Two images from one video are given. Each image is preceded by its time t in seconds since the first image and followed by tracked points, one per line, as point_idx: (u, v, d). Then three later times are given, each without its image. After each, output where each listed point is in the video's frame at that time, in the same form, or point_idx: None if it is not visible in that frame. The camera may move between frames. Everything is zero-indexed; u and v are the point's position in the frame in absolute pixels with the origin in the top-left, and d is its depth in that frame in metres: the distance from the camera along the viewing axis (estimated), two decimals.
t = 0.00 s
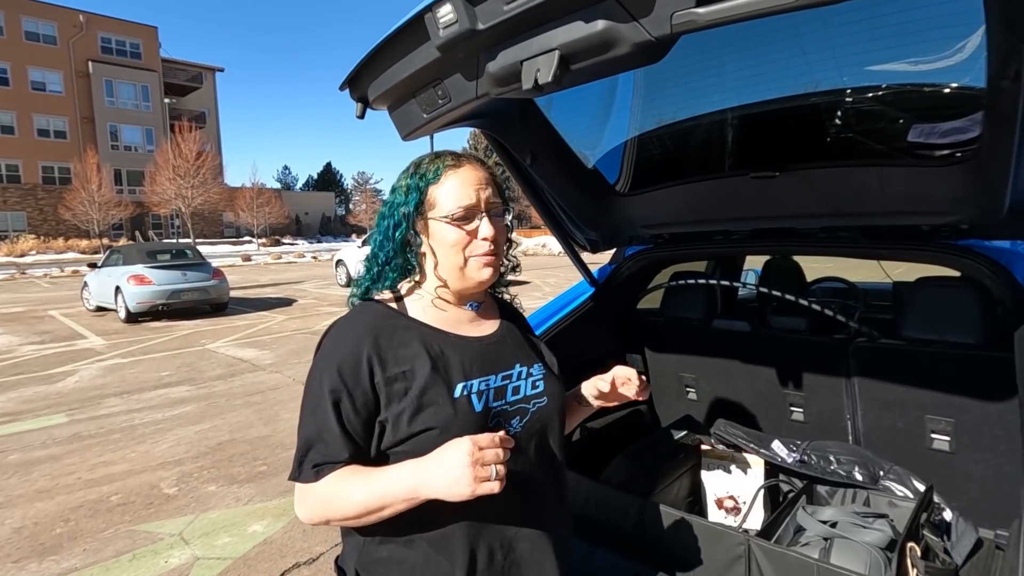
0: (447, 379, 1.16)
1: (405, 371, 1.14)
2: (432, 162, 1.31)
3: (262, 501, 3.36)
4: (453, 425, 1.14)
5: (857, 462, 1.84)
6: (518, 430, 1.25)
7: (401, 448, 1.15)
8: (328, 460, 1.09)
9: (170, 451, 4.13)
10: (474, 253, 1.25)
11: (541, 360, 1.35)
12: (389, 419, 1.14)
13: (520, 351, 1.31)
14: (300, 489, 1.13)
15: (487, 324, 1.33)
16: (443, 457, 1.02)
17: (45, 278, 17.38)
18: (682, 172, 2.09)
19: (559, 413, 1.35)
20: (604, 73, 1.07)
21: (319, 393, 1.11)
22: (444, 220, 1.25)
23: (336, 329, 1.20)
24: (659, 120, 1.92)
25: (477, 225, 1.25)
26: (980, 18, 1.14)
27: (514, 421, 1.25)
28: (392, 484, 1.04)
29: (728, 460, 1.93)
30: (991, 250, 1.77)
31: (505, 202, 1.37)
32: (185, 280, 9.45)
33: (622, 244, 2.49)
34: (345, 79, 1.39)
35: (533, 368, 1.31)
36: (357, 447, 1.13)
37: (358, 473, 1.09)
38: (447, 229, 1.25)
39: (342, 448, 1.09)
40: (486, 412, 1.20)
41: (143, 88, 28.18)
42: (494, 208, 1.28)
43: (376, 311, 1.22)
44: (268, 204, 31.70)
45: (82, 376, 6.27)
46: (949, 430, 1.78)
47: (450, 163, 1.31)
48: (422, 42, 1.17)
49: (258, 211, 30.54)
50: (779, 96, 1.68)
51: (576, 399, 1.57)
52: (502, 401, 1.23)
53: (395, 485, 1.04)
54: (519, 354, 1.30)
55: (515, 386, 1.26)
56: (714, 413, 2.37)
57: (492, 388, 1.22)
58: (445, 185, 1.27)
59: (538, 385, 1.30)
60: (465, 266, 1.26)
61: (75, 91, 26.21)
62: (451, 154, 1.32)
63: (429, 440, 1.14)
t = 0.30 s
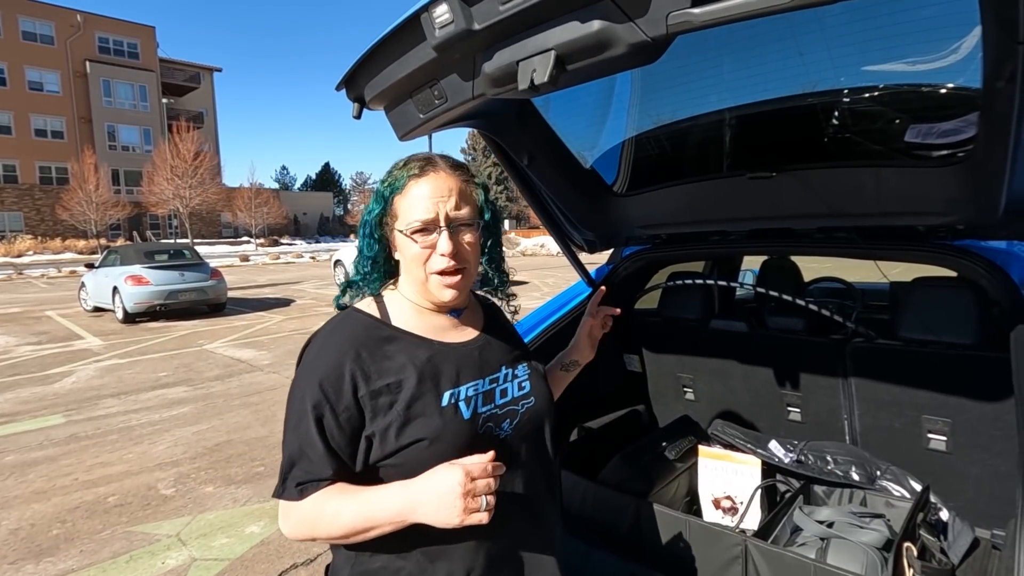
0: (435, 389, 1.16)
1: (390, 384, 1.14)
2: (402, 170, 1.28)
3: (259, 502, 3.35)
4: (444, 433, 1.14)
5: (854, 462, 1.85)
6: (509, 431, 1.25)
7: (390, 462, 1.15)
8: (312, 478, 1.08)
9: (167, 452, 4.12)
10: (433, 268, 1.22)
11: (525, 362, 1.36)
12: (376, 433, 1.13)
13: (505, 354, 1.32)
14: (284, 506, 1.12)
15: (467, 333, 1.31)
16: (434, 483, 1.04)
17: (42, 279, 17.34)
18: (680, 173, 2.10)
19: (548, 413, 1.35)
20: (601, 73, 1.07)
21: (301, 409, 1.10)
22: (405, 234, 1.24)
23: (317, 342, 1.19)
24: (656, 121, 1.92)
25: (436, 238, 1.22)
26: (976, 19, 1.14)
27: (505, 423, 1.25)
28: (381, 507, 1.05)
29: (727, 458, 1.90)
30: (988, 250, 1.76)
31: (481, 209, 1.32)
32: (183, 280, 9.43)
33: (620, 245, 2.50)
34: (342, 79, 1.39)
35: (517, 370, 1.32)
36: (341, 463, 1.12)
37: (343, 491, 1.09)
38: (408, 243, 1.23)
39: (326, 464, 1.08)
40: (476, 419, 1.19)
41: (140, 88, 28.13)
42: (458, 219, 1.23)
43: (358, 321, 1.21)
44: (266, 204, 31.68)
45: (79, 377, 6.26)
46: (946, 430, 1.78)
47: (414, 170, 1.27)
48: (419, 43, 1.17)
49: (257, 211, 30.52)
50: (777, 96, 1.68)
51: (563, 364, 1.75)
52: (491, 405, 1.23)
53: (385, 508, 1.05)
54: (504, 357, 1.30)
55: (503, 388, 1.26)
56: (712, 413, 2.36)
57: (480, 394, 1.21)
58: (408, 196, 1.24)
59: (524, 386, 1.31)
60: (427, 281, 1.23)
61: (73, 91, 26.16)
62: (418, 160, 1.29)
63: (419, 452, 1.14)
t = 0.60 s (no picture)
0: (402, 401, 1.14)
1: (357, 394, 1.13)
2: (370, 169, 1.27)
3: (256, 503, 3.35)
4: (408, 446, 1.13)
5: (851, 462, 1.85)
6: (483, 443, 1.22)
7: (355, 472, 1.14)
8: (273, 485, 1.09)
9: (164, 453, 4.12)
10: (404, 270, 1.20)
11: (511, 369, 1.33)
12: (341, 443, 1.13)
13: (489, 361, 1.30)
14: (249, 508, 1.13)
15: (446, 335, 1.30)
16: (389, 518, 1.01)
17: (39, 279, 17.30)
18: (677, 173, 2.10)
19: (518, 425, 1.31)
20: (596, 72, 1.07)
21: (268, 414, 1.10)
22: (374, 237, 1.22)
23: (291, 347, 1.19)
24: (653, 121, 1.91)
25: (405, 240, 1.20)
26: (972, 19, 1.14)
27: (480, 436, 1.22)
28: (337, 530, 1.03)
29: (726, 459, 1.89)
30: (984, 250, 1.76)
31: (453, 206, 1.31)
32: (180, 280, 9.41)
33: (617, 245, 2.50)
34: (338, 79, 1.39)
35: (501, 379, 1.29)
36: (305, 471, 1.12)
37: (306, 503, 1.09)
38: (377, 246, 1.22)
39: (289, 472, 1.09)
40: (445, 432, 1.17)
41: (138, 88, 28.09)
42: (427, 218, 1.22)
43: (333, 326, 1.22)
44: (265, 204, 31.66)
45: (76, 377, 6.24)
46: (943, 430, 1.78)
47: (381, 170, 1.26)
48: (414, 42, 1.16)
49: (255, 211, 30.49)
50: (773, 96, 1.68)
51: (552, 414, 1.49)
52: (465, 417, 1.20)
53: (340, 532, 1.03)
54: (487, 364, 1.28)
55: (481, 399, 1.24)
56: (709, 414, 2.36)
57: (453, 405, 1.19)
58: (376, 197, 1.23)
59: (507, 397, 1.28)
60: (400, 283, 1.22)
61: (70, 91, 26.11)
62: (385, 160, 1.27)
63: (382, 465, 1.12)
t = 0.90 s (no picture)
0: (360, 405, 1.14)
1: (317, 396, 1.13)
2: (340, 167, 1.27)
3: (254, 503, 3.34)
4: (357, 453, 1.12)
5: (850, 462, 1.85)
6: (447, 454, 1.19)
7: (313, 474, 1.15)
8: (236, 481, 1.12)
9: (162, 453, 4.11)
10: (379, 268, 1.20)
11: (488, 377, 1.29)
12: (299, 444, 1.14)
13: (464, 368, 1.27)
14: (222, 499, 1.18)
15: (425, 335, 1.29)
16: (333, 526, 1.00)
17: (36, 279, 17.27)
18: (676, 172, 2.09)
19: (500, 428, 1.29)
20: (595, 71, 1.06)
21: (236, 410, 1.14)
22: (348, 236, 1.22)
23: (267, 343, 1.21)
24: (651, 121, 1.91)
25: (378, 238, 1.19)
26: (971, 18, 1.14)
27: (443, 445, 1.19)
28: (288, 533, 1.05)
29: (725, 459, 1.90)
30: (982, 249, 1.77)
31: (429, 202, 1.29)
32: (179, 280, 9.39)
33: (616, 245, 2.50)
34: (336, 78, 1.38)
35: (476, 387, 1.26)
36: (267, 468, 1.15)
37: (268, 502, 1.12)
38: (351, 245, 1.21)
39: (250, 468, 1.12)
40: (403, 438, 1.15)
41: (137, 88, 28.05)
42: (399, 215, 1.21)
43: (305, 325, 1.23)
44: (263, 204, 31.64)
45: (74, 378, 6.22)
46: (942, 430, 1.78)
47: (352, 168, 1.25)
48: (413, 40, 1.16)
49: (254, 211, 30.47)
50: (772, 96, 1.68)
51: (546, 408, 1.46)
52: (428, 424, 1.18)
53: (290, 535, 1.04)
54: (462, 371, 1.26)
55: (451, 406, 1.21)
56: (708, 414, 2.36)
57: (417, 411, 1.17)
58: (347, 196, 1.23)
59: (480, 406, 1.24)
60: (376, 282, 1.22)
61: (69, 91, 26.07)
62: (355, 158, 1.26)
63: (333, 468, 1.13)
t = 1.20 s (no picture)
0: (330, 404, 1.14)
1: (286, 396, 1.13)
2: (307, 167, 1.29)
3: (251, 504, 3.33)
4: (329, 450, 1.12)
5: (847, 462, 1.86)
6: (421, 450, 1.20)
7: (284, 476, 1.15)
8: (202, 489, 1.11)
9: (159, 454, 4.10)
10: (347, 265, 1.20)
11: (462, 372, 1.29)
12: (269, 447, 1.13)
13: (438, 365, 1.27)
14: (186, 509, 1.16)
15: (397, 334, 1.29)
16: (297, 535, 1.01)
17: (34, 279, 17.23)
18: (674, 172, 2.09)
19: (491, 424, 1.30)
20: (592, 71, 1.06)
21: (202, 416, 1.13)
22: (316, 234, 1.23)
23: (235, 348, 1.21)
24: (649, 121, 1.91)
25: (345, 234, 1.20)
26: (968, 17, 1.14)
27: (417, 442, 1.20)
28: (251, 543, 1.04)
29: (721, 459, 1.88)
30: (979, 250, 1.74)
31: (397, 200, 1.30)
32: (177, 281, 9.37)
33: (613, 244, 2.50)
34: (333, 77, 1.38)
35: (449, 382, 1.26)
36: (234, 475, 1.13)
37: (230, 510, 1.10)
38: (319, 243, 1.22)
39: (216, 474, 1.11)
40: (376, 435, 1.16)
41: (135, 88, 28.00)
42: (367, 211, 1.22)
43: (276, 327, 1.24)
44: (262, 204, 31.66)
45: (72, 378, 6.20)
46: (939, 430, 1.78)
47: (319, 167, 1.27)
48: (409, 40, 1.16)
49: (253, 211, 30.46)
50: (769, 95, 1.68)
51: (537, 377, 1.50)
52: (401, 421, 1.18)
53: (254, 545, 1.04)
54: (435, 367, 1.26)
55: (423, 403, 1.22)
56: (705, 414, 2.36)
57: (390, 407, 1.17)
58: (316, 194, 1.24)
59: (453, 401, 1.25)
60: (345, 279, 1.22)
61: (67, 91, 26.00)
62: (323, 157, 1.28)
63: (305, 468, 1.13)
